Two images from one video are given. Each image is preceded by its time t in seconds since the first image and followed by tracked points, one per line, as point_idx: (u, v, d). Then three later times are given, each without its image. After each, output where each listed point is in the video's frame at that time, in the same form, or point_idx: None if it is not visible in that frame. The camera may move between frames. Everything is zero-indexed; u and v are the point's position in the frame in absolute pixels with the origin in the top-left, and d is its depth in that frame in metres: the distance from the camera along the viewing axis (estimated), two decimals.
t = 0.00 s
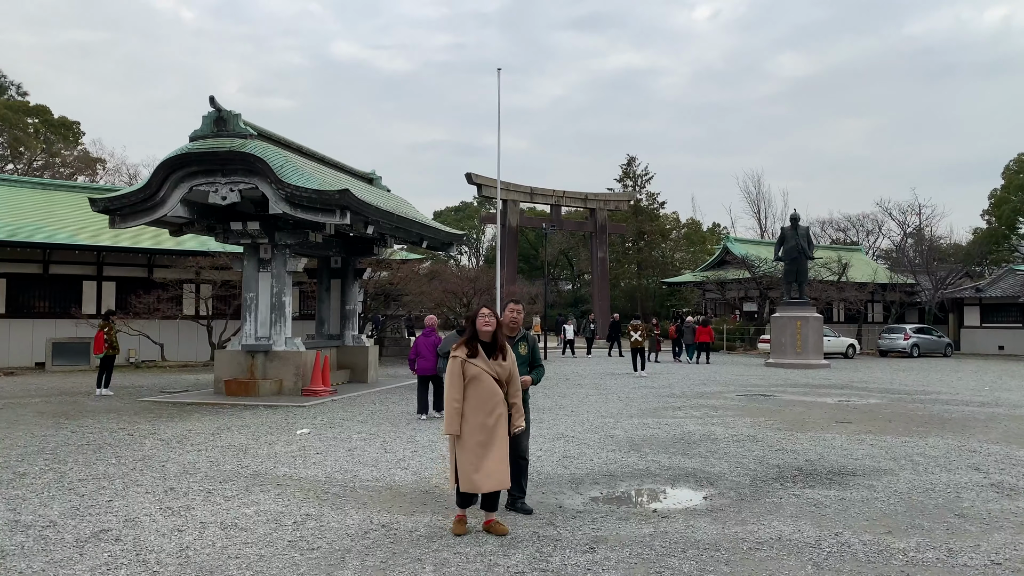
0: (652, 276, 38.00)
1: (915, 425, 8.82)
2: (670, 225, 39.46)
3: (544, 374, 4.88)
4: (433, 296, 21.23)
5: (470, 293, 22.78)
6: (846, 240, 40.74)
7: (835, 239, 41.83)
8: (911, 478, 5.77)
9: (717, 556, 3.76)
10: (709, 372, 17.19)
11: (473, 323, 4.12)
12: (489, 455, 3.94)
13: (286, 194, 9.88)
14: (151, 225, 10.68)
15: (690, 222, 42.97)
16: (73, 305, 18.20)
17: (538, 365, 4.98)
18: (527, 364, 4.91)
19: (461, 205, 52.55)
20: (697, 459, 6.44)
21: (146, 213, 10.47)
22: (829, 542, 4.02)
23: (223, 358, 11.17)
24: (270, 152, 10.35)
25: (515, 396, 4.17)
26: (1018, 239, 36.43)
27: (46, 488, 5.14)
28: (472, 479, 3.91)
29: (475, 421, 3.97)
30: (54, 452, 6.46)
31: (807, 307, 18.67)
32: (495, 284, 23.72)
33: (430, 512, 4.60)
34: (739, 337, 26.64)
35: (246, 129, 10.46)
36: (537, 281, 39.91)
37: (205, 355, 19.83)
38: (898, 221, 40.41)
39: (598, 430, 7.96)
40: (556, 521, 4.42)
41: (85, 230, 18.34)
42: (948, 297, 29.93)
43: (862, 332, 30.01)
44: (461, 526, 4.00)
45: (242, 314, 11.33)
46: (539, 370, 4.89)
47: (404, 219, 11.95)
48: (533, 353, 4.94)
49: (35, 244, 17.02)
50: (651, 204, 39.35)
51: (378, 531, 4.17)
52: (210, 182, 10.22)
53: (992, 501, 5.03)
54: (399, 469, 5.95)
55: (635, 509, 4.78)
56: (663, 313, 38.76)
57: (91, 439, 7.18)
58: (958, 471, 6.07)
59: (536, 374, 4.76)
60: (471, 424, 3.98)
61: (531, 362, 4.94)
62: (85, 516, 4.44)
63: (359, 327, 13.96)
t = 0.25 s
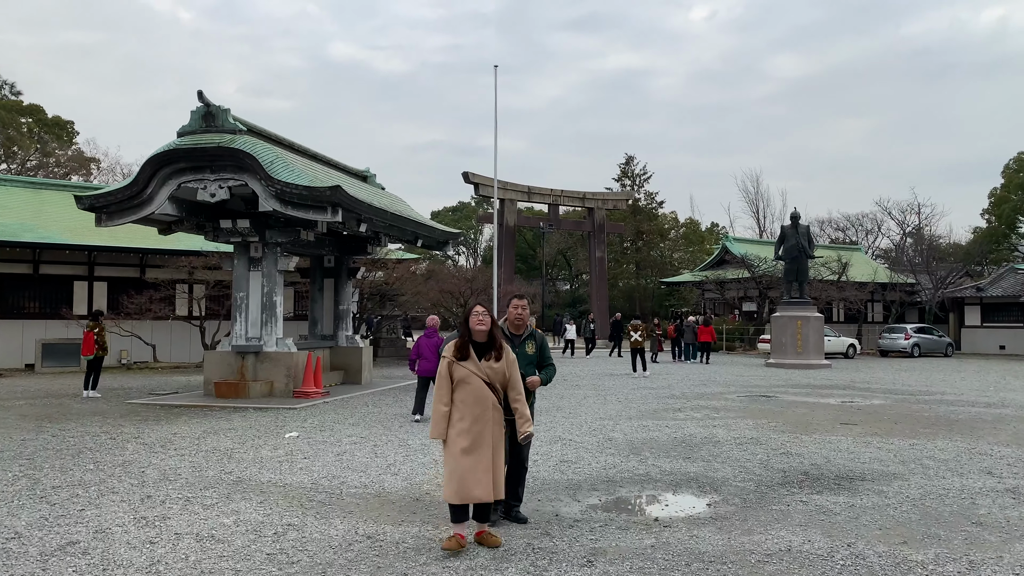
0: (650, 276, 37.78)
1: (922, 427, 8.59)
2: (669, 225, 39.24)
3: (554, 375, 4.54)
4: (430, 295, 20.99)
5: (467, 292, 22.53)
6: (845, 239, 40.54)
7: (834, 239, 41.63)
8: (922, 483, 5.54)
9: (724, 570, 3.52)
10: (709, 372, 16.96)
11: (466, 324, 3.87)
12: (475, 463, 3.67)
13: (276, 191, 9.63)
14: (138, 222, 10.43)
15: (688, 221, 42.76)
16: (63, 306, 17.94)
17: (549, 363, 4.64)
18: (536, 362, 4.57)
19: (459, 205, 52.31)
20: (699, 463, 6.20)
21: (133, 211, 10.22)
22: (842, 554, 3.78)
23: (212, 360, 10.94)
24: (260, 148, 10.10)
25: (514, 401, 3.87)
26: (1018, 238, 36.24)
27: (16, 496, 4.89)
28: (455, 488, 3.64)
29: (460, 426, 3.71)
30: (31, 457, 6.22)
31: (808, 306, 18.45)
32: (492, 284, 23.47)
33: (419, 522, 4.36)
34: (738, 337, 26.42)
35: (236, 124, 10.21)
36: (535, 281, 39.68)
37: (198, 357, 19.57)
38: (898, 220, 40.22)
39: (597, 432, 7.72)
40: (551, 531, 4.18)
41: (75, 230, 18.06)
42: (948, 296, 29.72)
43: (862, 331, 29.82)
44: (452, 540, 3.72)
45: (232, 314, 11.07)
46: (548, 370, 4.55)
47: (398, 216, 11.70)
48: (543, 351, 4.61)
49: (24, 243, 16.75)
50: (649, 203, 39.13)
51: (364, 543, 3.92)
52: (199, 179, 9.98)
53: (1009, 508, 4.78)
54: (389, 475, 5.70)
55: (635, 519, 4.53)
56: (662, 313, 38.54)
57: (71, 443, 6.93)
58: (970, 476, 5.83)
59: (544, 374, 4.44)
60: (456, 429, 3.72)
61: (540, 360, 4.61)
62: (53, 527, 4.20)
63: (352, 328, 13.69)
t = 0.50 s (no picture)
0: (646, 276, 37.60)
1: (924, 429, 8.39)
2: (665, 225, 39.07)
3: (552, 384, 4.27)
4: (423, 296, 20.77)
5: (461, 293, 22.31)
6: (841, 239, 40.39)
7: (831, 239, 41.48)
8: (927, 489, 5.34)
9: None
10: (705, 373, 16.77)
11: (440, 327, 3.61)
12: (448, 477, 3.42)
13: (262, 189, 9.41)
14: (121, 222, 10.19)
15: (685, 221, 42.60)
16: (51, 307, 17.69)
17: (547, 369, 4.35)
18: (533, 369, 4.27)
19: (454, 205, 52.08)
20: (695, 468, 6.00)
21: (115, 209, 9.98)
22: (846, 568, 3.57)
23: (199, 363, 10.69)
24: (245, 145, 9.87)
25: (492, 411, 3.57)
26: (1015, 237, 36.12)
27: None
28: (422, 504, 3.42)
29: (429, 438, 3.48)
30: (2, 465, 5.99)
31: (805, 305, 18.26)
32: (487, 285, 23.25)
33: (401, 534, 4.14)
34: (734, 337, 26.25)
35: (221, 121, 10.00)
36: (530, 281, 39.48)
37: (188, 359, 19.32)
38: (894, 220, 40.09)
39: (590, 436, 7.51)
40: (540, 542, 3.99)
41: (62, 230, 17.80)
42: (946, 296, 29.57)
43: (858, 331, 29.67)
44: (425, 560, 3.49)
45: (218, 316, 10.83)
46: (546, 377, 4.26)
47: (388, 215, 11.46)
48: (541, 357, 4.31)
49: (10, 244, 16.49)
50: (645, 203, 38.96)
51: (340, 558, 3.71)
52: (183, 177, 9.74)
53: (1019, 516, 4.57)
54: (373, 483, 5.48)
55: (629, 529, 4.32)
56: (658, 313, 38.36)
57: (46, 450, 6.70)
58: (976, 481, 5.62)
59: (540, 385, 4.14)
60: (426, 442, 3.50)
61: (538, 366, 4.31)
62: (13, 541, 3.97)
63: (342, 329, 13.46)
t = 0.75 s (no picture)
0: (634, 276, 37.48)
1: (914, 429, 8.24)
2: (653, 224, 38.99)
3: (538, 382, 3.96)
4: (408, 296, 20.52)
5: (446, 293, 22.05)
6: (827, 239, 40.48)
7: (817, 238, 41.52)
8: (917, 492, 5.15)
9: None
10: (693, 372, 16.61)
11: (383, 326, 3.30)
12: (392, 492, 3.14)
13: (236, 185, 9.16)
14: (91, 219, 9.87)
15: (672, 221, 42.56)
16: (26, 308, 17.31)
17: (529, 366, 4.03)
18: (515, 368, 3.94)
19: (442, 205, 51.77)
20: (679, 471, 5.80)
21: (85, 207, 9.66)
22: None
23: (172, 364, 10.39)
24: (219, 140, 9.61)
25: (442, 418, 3.27)
26: (1000, 236, 36.29)
27: None
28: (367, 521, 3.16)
29: (372, 451, 3.18)
30: None
31: (792, 304, 18.17)
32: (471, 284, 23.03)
33: (367, 545, 3.91)
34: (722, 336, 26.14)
35: (194, 116, 9.74)
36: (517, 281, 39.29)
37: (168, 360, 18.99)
38: (880, 219, 40.20)
39: (572, 438, 7.30)
40: (513, 553, 3.77)
41: (37, 229, 17.43)
42: (932, 295, 29.60)
43: (846, 330, 29.66)
44: None
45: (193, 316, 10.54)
46: (530, 376, 3.95)
47: (368, 213, 11.23)
48: (523, 353, 3.98)
49: None
50: (632, 202, 38.85)
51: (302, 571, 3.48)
52: (156, 173, 9.47)
53: (1013, 520, 4.38)
54: (345, 490, 5.24)
55: (607, 537, 4.10)
56: (646, 313, 38.24)
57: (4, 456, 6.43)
58: (967, 483, 5.45)
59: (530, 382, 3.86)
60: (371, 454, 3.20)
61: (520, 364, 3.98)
62: None
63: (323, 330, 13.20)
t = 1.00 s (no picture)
0: (603, 275, 37.46)
1: (880, 429, 8.19)
2: (622, 224, 39.03)
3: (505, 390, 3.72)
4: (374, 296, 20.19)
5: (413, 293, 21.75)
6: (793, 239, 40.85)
7: (784, 238, 41.88)
8: (885, 496, 5.06)
9: None
10: (661, 372, 16.54)
11: (307, 328, 2.89)
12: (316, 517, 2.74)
13: (189, 182, 8.84)
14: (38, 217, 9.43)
15: (641, 221, 42.64)
16: None
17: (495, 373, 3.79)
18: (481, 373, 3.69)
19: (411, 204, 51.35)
20: (644, 476, 5.64)
21: (30, 205, 9.17)
22: None
23: (124, 368, 10.01)
24: (173, 136, 9.28)
25: (375, 429, 2.84)
26: (961, 236, 36.91)
27: None
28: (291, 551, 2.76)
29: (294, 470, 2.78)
30: None
31: (759, 304, 18.19)
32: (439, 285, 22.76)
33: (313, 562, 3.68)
34: (690, 336, 26.19)
35: (146, 110, 9.41)
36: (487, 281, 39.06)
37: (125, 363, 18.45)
38: (845, 219, 40.67)
39: (536, 442, 7.12)
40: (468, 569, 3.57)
41: None
42: (896, 294, 29.95)
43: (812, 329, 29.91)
44: None
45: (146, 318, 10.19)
46: (495, 382, 3.72)
47: (329, 212, 10.95)
48: (489, 357, 3.74)
49: None
50: (601, 202, 38.83)
51: None
52: (106, 170, 9.11)
53: (981, 524, 4.28)
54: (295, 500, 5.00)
55: (569, 549, 3.91)
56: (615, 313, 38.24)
57: None
58: (934, 486, 5.36)
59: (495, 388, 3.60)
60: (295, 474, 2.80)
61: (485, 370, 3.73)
62: None
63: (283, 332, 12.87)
